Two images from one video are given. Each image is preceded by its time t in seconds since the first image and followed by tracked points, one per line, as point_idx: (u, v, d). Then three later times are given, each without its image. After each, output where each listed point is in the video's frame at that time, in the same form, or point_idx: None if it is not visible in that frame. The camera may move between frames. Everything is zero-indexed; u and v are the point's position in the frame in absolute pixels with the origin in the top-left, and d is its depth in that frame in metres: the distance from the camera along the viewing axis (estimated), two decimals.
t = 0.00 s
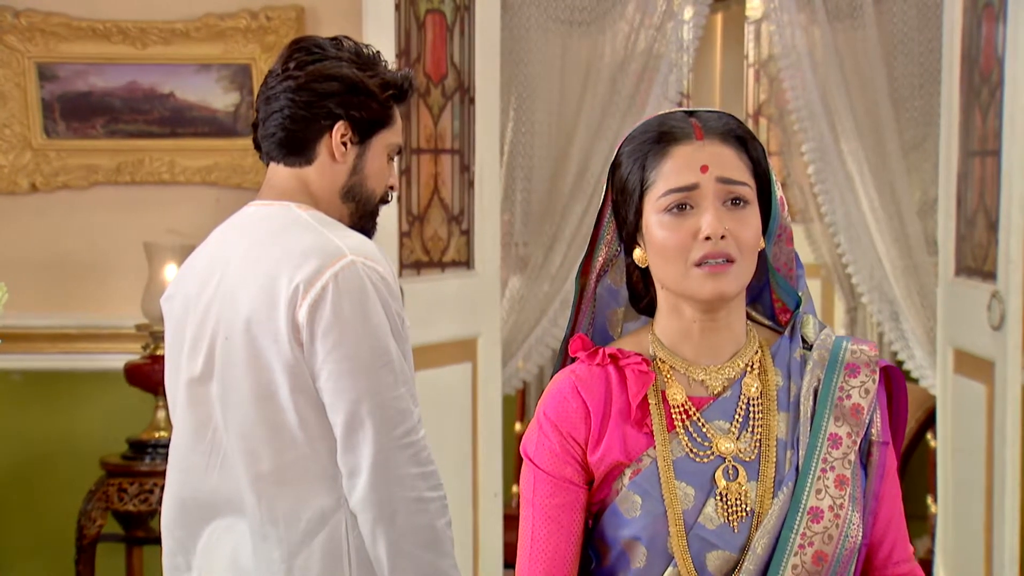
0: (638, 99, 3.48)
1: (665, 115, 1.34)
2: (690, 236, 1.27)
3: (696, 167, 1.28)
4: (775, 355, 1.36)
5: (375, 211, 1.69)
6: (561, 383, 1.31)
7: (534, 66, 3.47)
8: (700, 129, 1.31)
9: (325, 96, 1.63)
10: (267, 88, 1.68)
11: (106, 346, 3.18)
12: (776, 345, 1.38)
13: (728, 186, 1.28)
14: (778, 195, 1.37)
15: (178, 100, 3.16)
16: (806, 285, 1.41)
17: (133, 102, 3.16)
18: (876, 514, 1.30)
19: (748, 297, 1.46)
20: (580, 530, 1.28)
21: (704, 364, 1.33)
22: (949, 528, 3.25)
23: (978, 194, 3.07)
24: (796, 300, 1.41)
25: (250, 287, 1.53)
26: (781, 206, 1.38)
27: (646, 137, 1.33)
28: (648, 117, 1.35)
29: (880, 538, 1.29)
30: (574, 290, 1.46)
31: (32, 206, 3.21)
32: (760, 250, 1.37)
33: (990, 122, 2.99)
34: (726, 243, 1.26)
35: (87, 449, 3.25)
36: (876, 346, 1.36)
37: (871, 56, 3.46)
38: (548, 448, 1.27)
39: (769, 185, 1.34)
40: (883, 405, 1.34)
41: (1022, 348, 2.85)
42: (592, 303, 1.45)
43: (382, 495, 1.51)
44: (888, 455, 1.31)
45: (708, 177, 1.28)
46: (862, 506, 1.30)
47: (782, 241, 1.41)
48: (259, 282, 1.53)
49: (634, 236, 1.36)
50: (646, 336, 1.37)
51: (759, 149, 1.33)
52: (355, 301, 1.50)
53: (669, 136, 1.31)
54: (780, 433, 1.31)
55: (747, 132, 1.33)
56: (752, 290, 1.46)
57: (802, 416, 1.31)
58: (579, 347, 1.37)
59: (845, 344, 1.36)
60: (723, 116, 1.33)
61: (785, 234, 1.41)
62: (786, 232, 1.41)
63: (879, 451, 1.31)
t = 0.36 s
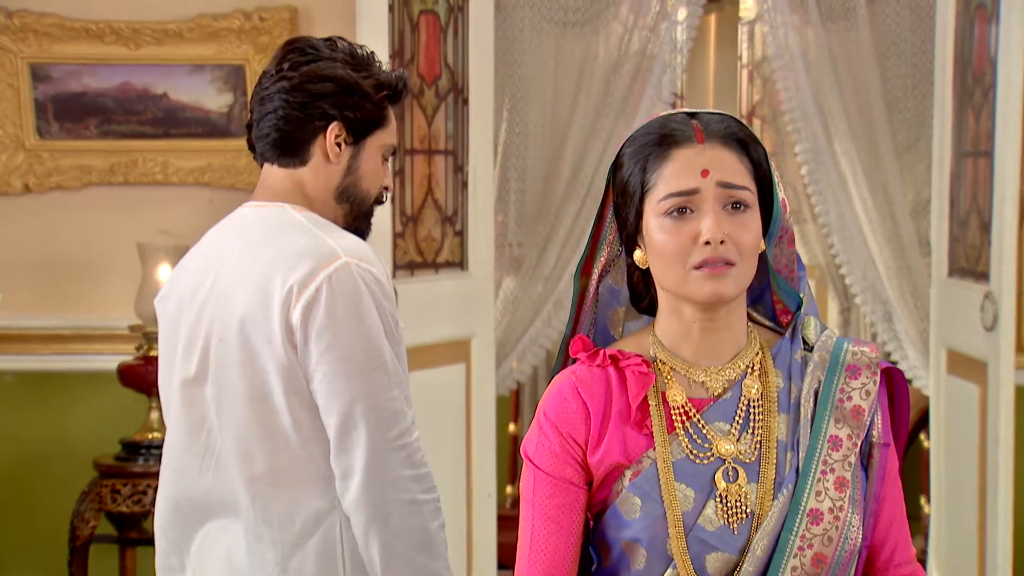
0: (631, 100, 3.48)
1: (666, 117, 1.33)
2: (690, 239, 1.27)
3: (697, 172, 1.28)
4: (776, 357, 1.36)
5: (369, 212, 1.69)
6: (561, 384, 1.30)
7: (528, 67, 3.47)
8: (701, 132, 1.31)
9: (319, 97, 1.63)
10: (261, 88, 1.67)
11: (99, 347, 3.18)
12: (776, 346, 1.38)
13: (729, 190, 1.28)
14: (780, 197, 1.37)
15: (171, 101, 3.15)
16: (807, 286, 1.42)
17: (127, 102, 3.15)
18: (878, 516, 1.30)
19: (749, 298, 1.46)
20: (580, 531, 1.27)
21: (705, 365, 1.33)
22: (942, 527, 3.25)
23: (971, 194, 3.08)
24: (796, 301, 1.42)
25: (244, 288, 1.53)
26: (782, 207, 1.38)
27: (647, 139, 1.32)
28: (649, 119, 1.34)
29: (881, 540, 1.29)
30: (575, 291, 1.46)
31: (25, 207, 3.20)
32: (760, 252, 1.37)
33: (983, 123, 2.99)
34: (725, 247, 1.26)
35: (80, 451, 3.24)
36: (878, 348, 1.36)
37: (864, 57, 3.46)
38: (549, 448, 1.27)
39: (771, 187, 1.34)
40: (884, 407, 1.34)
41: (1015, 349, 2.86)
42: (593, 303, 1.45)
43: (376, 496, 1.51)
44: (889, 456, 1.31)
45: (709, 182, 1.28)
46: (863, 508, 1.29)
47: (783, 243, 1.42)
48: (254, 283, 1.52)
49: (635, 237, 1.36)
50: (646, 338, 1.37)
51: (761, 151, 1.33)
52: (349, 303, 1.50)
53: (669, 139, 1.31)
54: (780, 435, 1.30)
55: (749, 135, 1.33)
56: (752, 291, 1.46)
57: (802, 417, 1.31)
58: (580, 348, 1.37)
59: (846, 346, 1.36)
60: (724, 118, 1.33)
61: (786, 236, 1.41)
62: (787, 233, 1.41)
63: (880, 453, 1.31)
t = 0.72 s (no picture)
0: (627, 100, 3.47)
1: (668, 118, 1.33)
2: (691, 243, 1.27)
3: (700, 175, 1.28)
4: (777, 358, 1.37)
5: (365, 211, 1.69)
6: (562, 385, 1.30)
7: (523, 67, 3.47)
8: (704, 134, 1.31)
9: (316, 97, 1.62)
10: (257, 87, 1.67)
11: (93, 348, 3.17)
12: (778, 348, 1.38)
13: (731, 193, 1.28)
14: (782, 198, 1.37)
15: (166, 100, 3.15)
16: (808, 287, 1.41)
17: (121, 102, 3.15)
18: (878, 518, 1.30)
19: (750, 299, 1.45)
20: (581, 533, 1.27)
21: (706, 367, 1.33)
22: (936, 526, 3.26)
23: (965, 195, 3.07)
24: (797, 302, 1.41)
25: (240, 288, 1.52)
26: (784, 208, 1.38)
27: (650, 140, 1.32)
28: (651, 120, 1.34)
29: (882, 542, 1.29)
30: (575, 291, 1.45)
31: (19, 207, 3.19)
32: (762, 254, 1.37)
33: (977, 123, 2.98)
34: (727, 251, 1.26)
35: (75, 451, 3.24)
36: (880, 350, 1.36)
37: (859, 57, 3.47)
38: (550, 450, 1.27)
39: (773, 186, 1.34)
40: (885, 409, 1.34)
41: (1010, 348, 2.86)
42: (595, 303, 1.45)
43: (371, 497, 1.51)
44: (890, 458, 1.31)
45: (712, 186, 1.27)
46: (863, 510, 1.29)
47: (785, 243, 1.41)
48: (250, 283, 1.52)
49: (636, 238, 1.36)
50: (647, 339, 1.37)
51: (763, 152, 1.33)
52: (344, 304, 1.50)
53: (671, 141, 1.31)
54: (781, 437, 1.30)
55: (751, 137, 1.32)
56: (754, 292, 1.45)
57: (803, 420, 1.31)
58: (581, 349, 1.36)
59: (846, 347, 1.36)
60: (725, 118, 1.33)
61: (787, 236, 1.41)
62: (788, 234, 1.40)
63: (881, 455, 1.31)
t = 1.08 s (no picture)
0: (623, 100, 3.46)
1: (668, 121, 1.33)
2: (693, 246, 1.27)
3: (702, 179, 1.28)
4: (778, 362, 1.36)
5: (363, 212, 1.68)
6: (562, 388, 1.30)
7: (520, 67, 3.47)
8: (705, 137, 1.30)
9: (313, 98, 1.62)
10: (254, 88, 1.66)
11: (89, 348, 3.16)
12: (779, 351, 1.38)
13: (732, 197, 1.27)
14: (782, 201, 1.37)
15: (161, 101, 3.14)
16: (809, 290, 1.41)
17: (117, 102, 3.14)
18: (879, 522, 1.30)
19: (751, 302, 1.46)
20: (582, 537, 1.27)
21: (707, 371, 1.33)
22: (932, 527, 3.26)
23: (961, 195, 3.08)
24: (799, 306, 1.41)
25: (237, 289, 1.52)
26: (784, 210, 1.38)
27: (650, 144, 1.32)
28: (651, 122, 1.34)
29: (882, 546, 1.29)
30: (576, 294, 1.46)
31: (15, 207, 3.18)
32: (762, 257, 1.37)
33: (973, 124, 2.99)
34: (730, 255, 1.26)
35: (71, 451, 3.23)
36: (881, 353, 1.35)
37: (854, 57, 3.47)
38: (550, 453, 1.27)
39: (774, 189, 1.34)
40: (886, 412, 1.33)
41: (1005, 349, 2.86)
42: (595, 306, 1.45)
43: (367, 499, 1.51)
44: (890, 462, 1.31)
45: (713, 190, 1.27)
46: (864, 514, 1.29)
47: (785, 246, 1.41)
48: (247, 285, 1.51)
49: (637, 241, 1.36)
50: (647, 343, 1.37)
51: (764, 155, 1.33)
52: (341, 306, 1.49)
53: (672, 144, 1.30)
54: (782, 441, 1.30)
55: (752, 139, 1.32)
56: (755, 295, 1.45)
57: (804, 424, 1.30)
58: (581, 352, 1.36)
59: (848, 351, 1.35)
60: (725, 120, 1.33)
61: (788, 239, 1.41)
62: (788, 236, 1.40)
63: (882, 459, 1.31)
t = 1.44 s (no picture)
0: (618, 100, 3.46)
1: (665, 120, 1.33)
2: (692, 247, 1.26)
3: (700, 179, 1.27)
4: (776, 363, 1.36)
5: (359, 211, 1.68)
6: (560, 389, 1.30)
7: (515, 66, 3.47)
8: (702, 137, 1.30)
9: (308, 97, 1.62)
10: (249, 87, 1.66)
11: (83, 348, 3.16)
12: (776, 352, 1.38)
13: (730, 197, 1.27)
14: (779, 201, 1.36)
15: (156, 101, 3.13)
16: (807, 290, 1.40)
17: (111, 102, 3.13)
18: (877, 523, 1.30)
19: (749, 303, 1.46)
20: (580, 538, 1.27)
21: (705, 371, 1.33)
22: (926, 526, 3.26)
23: (955, 195, 3.08)
24: (797, 306, 1.41)
25: (233, 289, 1.52)
26: (782, 210, 1.38)
27: (648, 143, 1.32)
28: (648, 122, 1.34)
29: (881, 547, 1.29)
30: (573, 293, 1.46)
31: (9, 207, 3.17)
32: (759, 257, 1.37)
33: (967, 123, 2.99)
34: (728, 256, 1.26)
35: (65, 452, 3.23)
36: (879, 354, 1.35)
37: (849, 57, 3.47)
38: (549, 454, 1.26)
39: (771, 189, 1.34)
40: (884, 413, 1.33)
41: (1000, 348, 2.86)
42: (592, 306, 1.45)
43: (361, 500, 1.50)
44: (889, 463, 1.31)
45: (711, 190, 1.27)
46: (862, 515, 1.29)
47: (783, 247, 1.41)
48: (243, 285, 1.51)
49: (635, 241, 1.36)
50: (645, 343, 1.36)
51: (762, 155, 1.33)
52: (336, 306, 1.49)
53: (670, 144, 1.30)
54: (780, 442, 1.30)
55: (749, 139, 1.32)
56: (753, 295, 1.45)
57: (802, 425, 1.30)
58: (579, 352, 1.36)
59: (846, 352, 1.35)
60: (723, 120, 1.32)
61: (785, 240, 1.41)
62: (786, 237, 1.40)
63: (880, 460, 1.31)
